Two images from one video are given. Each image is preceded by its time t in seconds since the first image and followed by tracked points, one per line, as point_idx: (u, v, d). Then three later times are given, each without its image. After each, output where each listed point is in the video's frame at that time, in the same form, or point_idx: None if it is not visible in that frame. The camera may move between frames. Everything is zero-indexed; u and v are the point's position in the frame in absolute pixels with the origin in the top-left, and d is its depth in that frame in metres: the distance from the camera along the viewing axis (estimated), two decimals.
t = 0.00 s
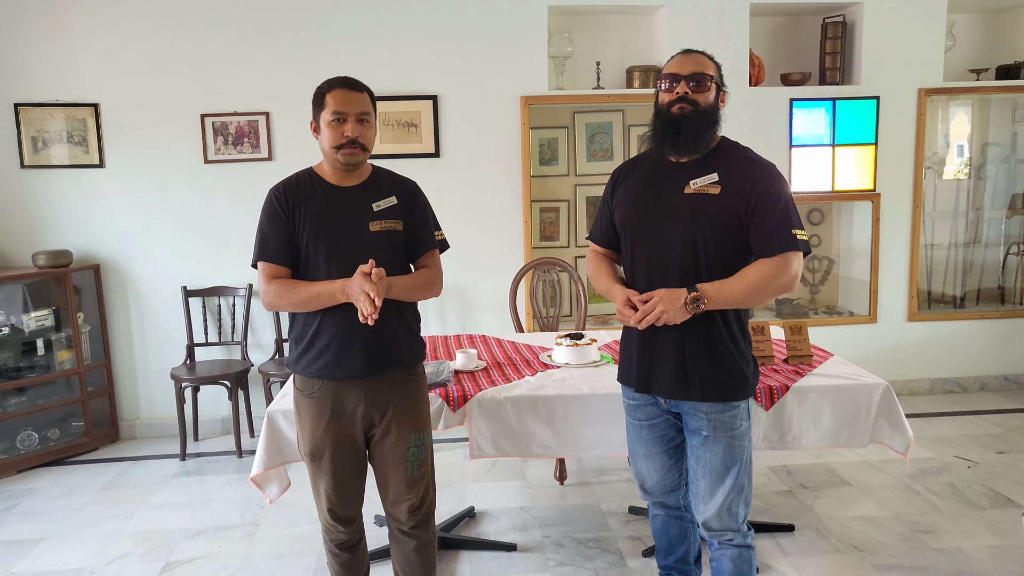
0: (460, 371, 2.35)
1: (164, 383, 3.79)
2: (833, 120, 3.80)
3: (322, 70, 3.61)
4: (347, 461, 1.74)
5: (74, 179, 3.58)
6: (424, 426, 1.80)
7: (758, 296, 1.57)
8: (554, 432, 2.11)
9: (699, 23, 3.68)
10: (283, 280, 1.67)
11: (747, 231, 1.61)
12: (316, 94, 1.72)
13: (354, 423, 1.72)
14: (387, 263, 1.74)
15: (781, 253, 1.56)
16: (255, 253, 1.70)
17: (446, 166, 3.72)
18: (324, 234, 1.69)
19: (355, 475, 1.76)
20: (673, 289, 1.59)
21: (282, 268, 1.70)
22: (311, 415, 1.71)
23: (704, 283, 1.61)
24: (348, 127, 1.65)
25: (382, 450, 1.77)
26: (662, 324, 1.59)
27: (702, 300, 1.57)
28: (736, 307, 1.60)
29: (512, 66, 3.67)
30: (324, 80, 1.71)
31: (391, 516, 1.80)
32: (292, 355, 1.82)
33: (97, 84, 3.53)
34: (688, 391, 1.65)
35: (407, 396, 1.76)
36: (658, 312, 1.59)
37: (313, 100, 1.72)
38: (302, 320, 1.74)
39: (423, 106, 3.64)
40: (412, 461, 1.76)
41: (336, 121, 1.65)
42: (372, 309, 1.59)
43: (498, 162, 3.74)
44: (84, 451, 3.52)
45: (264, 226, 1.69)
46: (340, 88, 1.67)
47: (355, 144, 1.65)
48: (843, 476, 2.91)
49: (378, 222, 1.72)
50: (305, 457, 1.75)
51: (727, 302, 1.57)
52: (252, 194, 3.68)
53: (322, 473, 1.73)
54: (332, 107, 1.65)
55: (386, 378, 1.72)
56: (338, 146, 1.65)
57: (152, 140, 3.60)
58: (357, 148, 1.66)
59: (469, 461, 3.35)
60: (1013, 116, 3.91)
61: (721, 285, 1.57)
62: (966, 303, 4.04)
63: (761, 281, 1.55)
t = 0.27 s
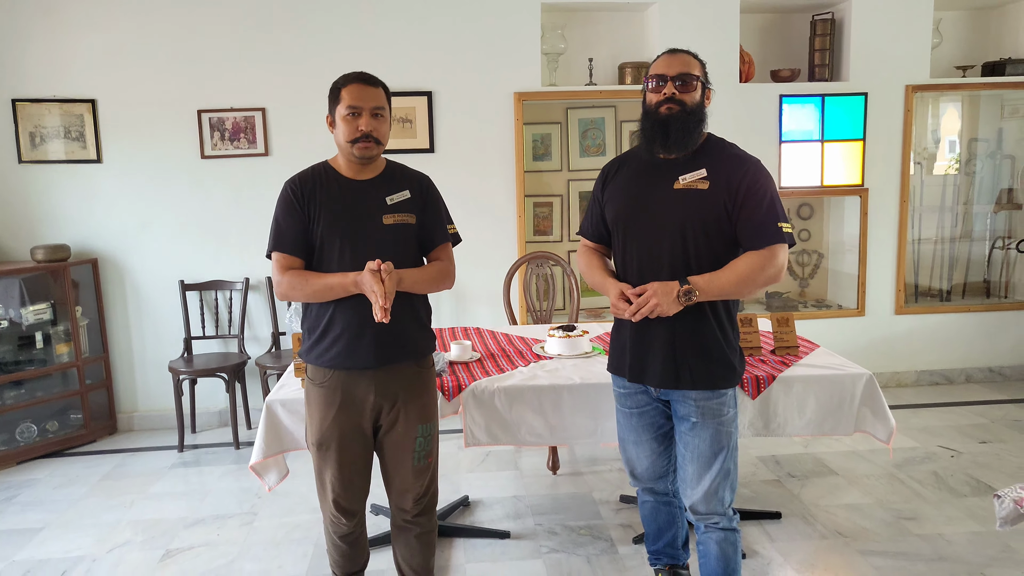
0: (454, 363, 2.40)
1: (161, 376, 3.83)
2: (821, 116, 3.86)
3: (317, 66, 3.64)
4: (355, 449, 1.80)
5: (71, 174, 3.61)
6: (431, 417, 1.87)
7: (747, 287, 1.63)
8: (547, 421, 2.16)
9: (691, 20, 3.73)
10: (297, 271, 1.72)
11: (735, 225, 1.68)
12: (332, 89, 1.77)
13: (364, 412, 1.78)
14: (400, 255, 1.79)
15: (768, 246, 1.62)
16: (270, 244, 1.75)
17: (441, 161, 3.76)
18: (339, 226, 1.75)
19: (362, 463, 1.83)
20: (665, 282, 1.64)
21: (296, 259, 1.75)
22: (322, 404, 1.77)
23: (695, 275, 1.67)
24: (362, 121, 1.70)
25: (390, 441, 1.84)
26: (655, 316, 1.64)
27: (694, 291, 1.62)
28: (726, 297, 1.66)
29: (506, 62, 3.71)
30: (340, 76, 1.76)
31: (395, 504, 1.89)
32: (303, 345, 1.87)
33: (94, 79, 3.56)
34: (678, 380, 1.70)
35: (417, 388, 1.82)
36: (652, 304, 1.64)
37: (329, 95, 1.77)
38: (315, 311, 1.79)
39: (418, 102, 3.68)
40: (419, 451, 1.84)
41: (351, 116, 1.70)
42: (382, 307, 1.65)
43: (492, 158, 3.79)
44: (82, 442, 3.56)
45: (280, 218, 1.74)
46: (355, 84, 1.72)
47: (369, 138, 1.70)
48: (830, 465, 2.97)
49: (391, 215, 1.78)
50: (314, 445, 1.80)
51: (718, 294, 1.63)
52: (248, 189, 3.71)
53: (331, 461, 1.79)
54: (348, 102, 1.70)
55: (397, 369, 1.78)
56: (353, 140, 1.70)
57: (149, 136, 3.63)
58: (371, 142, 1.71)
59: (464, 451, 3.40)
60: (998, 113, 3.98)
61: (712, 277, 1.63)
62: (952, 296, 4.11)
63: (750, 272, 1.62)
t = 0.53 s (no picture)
0: (470, 353, 2.43)
1: (189, 362, 3.94)
2: (846, 112, 3.80)
3: (342, 61, 3.70)
4: (379, 435, 1.84)
5: (106, 165, 3.73)
6: (455, 407, 1.90)
7: (758, 280, 1.62)
8: (560, 412, 2.18)
9: (713, 14, 3.70)
10: (330, 259, 1.76)
11: (748, 218, 1.67)
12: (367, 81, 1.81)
13: (390, 400, 1.82)
14: (431, 245, 1.83)
15: (780, 239, 1.61)
16: (305, 232, 1.79)
17: (462, 155, 3.80)
18: (373, 216, 1.78)
19: (385, 449, 1.87)
20: (676, 274, 1.65)
21: (330, 247, 1.79)
22: (349, 391, 1.82)
23: (707, 267, 1.67)
24: (396, 113, 1.73)
25: (414, 428, 1.88)
26: (666, 307, 1.65)
27: (705, 284, 1.62)
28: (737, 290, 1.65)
29: (527, 57, 3.73)
30: (376, 68, 1.79)
31: (416, 491, 1.93)
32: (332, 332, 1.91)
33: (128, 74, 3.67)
34: (689, 371, 1.71)
35: (443, 378, 1.86)
36: (663, 296, 1.64)
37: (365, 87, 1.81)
38: (347, 299, 1.84)
39: (440, 96, 3.71)
40: (441, 440, 1.88)
41: (385, 108, 1.73)
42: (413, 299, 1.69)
43: (513, 152, 3.81)
44: (113, 425, 3.68)
45: (315, 206, 1.78)
46: (389, 76, 1.75)
47: (402, 130, 1.73)
48: (849, 464, 2.94)
49: (423, 206, 1.82)
50: (339, 430, 1.85)
51: (728, 286, 1.62)
52: (274, 181, 3.79)
53: (355, 446, 1.84)
54: (382, 94, 1.73)
55: (424, 358, 1.83)
56: (386, 132, 1.74)
57: (180, 129, 3.73)
58: (405, 134, 1.74)
59: (481, 443, 3.44)
60: None
61: (723, 269, 1.63)
62: (983, 297, 4.01)
63: (762, 265, 1.60)
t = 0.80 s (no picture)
0: (475, 333, 2.44)
1: (202, 340, 4.00)
2: (863, 97, 3.75)
3: (354, 42, 3.71)
4: (387, 411, 1.87)
5: (122, 145, 3.77)
6: (464, 386, 1.92)
7: (753, 262, 1.61)
8: (563, 392, 2.20)
9: None
10: (345, 237, 1.78)
11: (746, 200, 1.66)
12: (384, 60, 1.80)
13: (401, 377, 1.85)
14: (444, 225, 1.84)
15: (776, 221, 1.60)
16: (320, 210, 1.81)
17: (473, 138, 3.80)
18: (387, 195, 1.80)
19: (393, 426, 1.89)
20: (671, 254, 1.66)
21: (345, 225, 1.80)
22: (360, 367, 1.84)
23: (704, 249, 1.66)
24: (414, 93, 1.73)
25: (423, 405, 1.91)
26: (660, 287, 1.66)
27: (699, 265, 1.62)
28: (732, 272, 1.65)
29: (541, 39, 3.71)
30: (393, 47, 1.78)
31: (422, 466, 1.96)
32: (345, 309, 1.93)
33: (143, 54, 3.70)
34: (684, 350, 1.72)
35: (453, 356, 1.88)
36: (658, 276, 1.66)
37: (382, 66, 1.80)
38: (360, 276, 1.86)
39: (452, 78, 3.71)
40: (449, 418, 1.90)
41: (402, 88, 1.73)
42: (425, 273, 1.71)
43: (525, 135, 3.80)
44: (128, 401, 3.75)
45: (331, 184, 1.80)
46: (406, 55, 1.75)
47: (420, 110, 1.74)
48: (855, 450, 2.93)
49: (438, 186, 1.83)
50: (348, 406, 1.87)
51: (723, 267, 1.62)
52: (287, 162, 3.82)
53: (364, 422, 1.86)
54: (399, 74, 1.73)
55: (436, 337, 1.85)
56: (404, 112, 1.74)
57: (194, 109, 3.76)
58: (422, 114, 1.75)
59: (488, 423, 3.46)
60: None
61: (718, 251, 1.62)
62: (997, 286, 3.96)
63: (757, 247, 1.60)
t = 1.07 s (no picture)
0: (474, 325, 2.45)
1: (204, 335, 4.02)
2: (863, 90, 3.74)
3: (355, 37, 3.72)
4: (388, 403, 1.88)
5: (125, 141, 3.80)
6: (465, 377, 1.94)
7: (740, 253, 1.62)
8: (559, 383, 2.21)
9: None
10: (351, 229, 1.79)
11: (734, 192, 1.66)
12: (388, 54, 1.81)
13: (402, 369, 1.86)
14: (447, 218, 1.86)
15: (763, 212, 1.61)
16: (325, 202, 1.81)
17: (474, 132, 3.81)
18: (391, 188, 1.81)
19: (393, 417, 1.91)
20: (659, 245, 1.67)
21: (350, 218, 1.81)
22: (361, 358, 1.85)
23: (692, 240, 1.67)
24: (419, 87, 1.74)
25: (423, 396, 1.92)
26: (649, 278, 1.68)
27: (686, 255, 1.64)
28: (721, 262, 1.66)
29: (540, 33, 3.71)
30: (396, 41, 1.79)
31: (422, 457, 1.97)
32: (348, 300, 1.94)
33: (146, 50, 3.72)
34: (673, 339, 1.73)
35: (454, 348, 1.89)
36: (645, 266, 1.67)
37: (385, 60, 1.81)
38: (364, 268, 1.87)
39: (453, 73, 3.72)
40: (449, 410, 1.91)
41: (408, 81, 1.74)
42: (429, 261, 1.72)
43: (525, 129, 3.81)
44: (132, 395, 3.78)
45: (335, 177, 1.81)
46: (411, 49, 1.76)
47: (424, 104, 1.75)
48: (854, 441, 2.93)
49: (441, 179, 1.84)
50: (349, 396, 1.88)
51: (710, 258, 1.63)
52: (288, 157, 3.84)
53: (365, 412, 1.87)
54: (404, 67, 1.73)
55: (438, 329, 1.86)
56: (409, 106, 1.75)
57: (196, 105, 3.78)
58: (426, 108, 1.76)
59: (489, 416, 3.48)
60: None
61: (705, 242, 1.63)
62: (998, 278, 3.96)
63: (745, 238, 1.60)
